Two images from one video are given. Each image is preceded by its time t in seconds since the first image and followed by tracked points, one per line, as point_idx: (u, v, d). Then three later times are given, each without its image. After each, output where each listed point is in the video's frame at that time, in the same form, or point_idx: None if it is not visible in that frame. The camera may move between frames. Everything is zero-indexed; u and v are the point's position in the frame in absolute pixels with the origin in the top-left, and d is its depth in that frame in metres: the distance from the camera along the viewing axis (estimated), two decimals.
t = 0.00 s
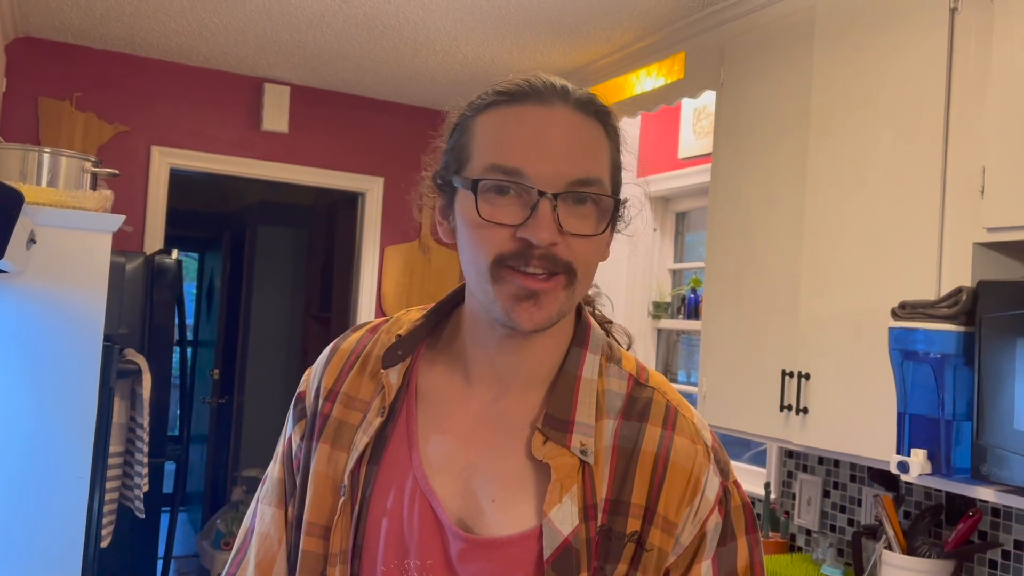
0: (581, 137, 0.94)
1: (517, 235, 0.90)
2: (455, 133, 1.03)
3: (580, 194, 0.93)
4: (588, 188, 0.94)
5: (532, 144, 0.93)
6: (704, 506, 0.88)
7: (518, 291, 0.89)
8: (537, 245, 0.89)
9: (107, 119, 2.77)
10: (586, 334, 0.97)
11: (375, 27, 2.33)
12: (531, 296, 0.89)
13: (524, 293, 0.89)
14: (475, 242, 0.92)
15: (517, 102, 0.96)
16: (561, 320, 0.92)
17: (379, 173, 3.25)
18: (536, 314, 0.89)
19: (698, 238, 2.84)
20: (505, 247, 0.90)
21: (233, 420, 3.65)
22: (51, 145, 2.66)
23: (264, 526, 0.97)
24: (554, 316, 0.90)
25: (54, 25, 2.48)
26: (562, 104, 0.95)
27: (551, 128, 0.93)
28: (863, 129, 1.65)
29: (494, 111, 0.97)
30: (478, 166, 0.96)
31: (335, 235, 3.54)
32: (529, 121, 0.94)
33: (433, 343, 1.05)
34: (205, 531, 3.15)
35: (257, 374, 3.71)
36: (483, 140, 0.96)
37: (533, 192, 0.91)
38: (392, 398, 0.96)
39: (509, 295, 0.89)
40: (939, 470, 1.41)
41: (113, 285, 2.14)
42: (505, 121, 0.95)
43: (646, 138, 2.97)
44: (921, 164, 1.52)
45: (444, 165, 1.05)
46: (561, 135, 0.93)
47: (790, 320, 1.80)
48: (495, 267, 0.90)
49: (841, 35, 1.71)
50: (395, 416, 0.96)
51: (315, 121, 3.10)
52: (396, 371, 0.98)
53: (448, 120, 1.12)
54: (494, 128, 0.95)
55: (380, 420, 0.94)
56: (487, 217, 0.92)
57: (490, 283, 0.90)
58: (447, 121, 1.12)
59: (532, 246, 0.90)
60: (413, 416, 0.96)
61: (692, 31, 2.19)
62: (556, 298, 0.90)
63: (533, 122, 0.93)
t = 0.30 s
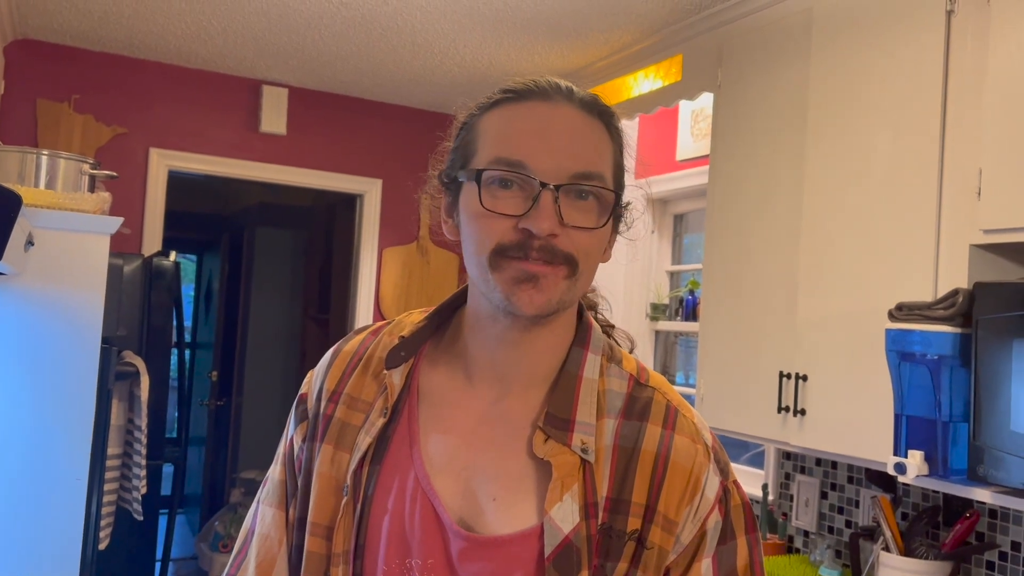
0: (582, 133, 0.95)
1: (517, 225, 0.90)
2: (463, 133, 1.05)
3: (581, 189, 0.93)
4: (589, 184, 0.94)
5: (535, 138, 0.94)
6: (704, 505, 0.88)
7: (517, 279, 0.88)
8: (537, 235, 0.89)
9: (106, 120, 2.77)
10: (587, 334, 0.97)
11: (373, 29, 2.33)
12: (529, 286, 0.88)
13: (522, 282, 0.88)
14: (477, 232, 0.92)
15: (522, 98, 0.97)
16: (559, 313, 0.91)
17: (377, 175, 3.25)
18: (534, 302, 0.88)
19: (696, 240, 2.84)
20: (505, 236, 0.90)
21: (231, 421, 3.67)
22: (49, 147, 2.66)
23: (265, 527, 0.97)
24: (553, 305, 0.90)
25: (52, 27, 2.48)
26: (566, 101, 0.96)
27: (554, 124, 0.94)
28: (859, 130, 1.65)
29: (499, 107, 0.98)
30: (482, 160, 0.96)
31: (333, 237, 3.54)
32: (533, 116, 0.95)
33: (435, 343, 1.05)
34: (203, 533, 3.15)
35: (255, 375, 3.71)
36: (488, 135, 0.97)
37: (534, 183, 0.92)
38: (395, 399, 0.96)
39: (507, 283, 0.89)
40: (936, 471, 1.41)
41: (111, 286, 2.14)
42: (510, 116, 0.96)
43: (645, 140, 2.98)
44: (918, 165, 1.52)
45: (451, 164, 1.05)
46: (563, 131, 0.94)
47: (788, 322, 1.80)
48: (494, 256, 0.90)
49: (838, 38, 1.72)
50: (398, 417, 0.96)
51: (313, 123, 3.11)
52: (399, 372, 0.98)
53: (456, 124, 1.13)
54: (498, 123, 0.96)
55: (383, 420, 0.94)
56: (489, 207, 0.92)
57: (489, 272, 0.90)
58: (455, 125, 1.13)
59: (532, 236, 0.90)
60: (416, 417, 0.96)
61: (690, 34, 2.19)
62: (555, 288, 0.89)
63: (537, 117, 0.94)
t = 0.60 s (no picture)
0: (584, 136, 0.95)
1: (520, 229, 0.90)
2: (464, 137, 1.05)
3: (584, 192, 0.93)
4: (592, 187, 0.94)
5: (536, 141, 0.94)
6: (707, 507, 0.88)
7: (520, 283, 0.88)
8: (540, 238, 0.90)
9: (105, 122, 2.77)
10: (589, 337, 0.97)
11: (371, 31, 2.33)
12: (531, 290, 0.88)
13: (525, 286, 0.88)
14: (479, 236, 0.92)
15: (523, 102, 0.97)
16: (562, 316, 0.92)
17: (376, 176, 3.25)
18: (539, 303, 0.89)
19: (694, 241, 2.84)
20: (508, 240, 0.90)
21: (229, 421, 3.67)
22: (48, 149, 2.66)
23: (266, 529, 0.97)
24: (556, 308, 0.90)
25: (51, 29, 2.48)
26: (567, 105, 0.96)
27: (556, 127, 0.94)
28: (858, 132, 1.65)
29: (500, 112, 0.98)
30: (484, 164, 0.96)
31: (332, 239, 3.54)
32: (534, 120, 0.95)
33: (437, 345, 1.05)
34: (202, 535, 3.14)
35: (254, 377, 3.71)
36: (489, 140, 0.97)
37: (537, 187, 0.92)
38: (398, 401, 0.96)
39: (511, 287, 0.89)
40: (936, 472, 1.42)
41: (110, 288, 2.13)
42: (511, 121, 0.96)
43: (644, 142, 2.99)
44: (917, 167, 1.52)
45: (452, 168, 1.06)
46: (565, 134, 0.94)
47: (787, 324, 1.80)
48: (497, 260, 0.90)
49: (837, 40, 1.72)
50: (401, 419, 0.96)
51: (312, 124, 3.11)
52: (402, 374, 0.98)
53: (457, 126, 1.13)
54: (500, 127, 0.97)
55: (385, 423, 0.94)
56: (491, 211, 0.92)
57: (492, 276, 0.90)
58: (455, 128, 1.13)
59: (535, 239, 0.90)
60: (419, 419, 0.96)
61: (688, 35, 2.20)
62: (558, 292, 0.89)
63: (538, 122, 0.95)
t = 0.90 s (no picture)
0: (586, 139, 0.95)
1: (524, 233, 0.91)
2: (466, 138, 1.05)
3: (586, 195, 0.93)
4: (596, 190, 0.94)
5: (539, 144, 0.94)
6: (710, 508, 0.88)
7: (522, 289, 0.89)
8: (543, 242, 0.90)
9: (105, 123, 2.77)
10: (593, 338, 0.97)
11: (371, 32, 2.33)
12: (535, 294, 0.89)
13: (528, 289, 0.89)
14: (482, 240, 0.93)
15: (525, 105, 0.97)
16: (565, 320, 0.92)
17: (375, 177, 3.25)
18: (541, 308, 0.89)
19: (694, 243, 2.85)
20: (511, 244, 0.91)
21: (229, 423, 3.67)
22: (48, 150, 2.66)
23: (269, 530, 0.97)
24: (559, 312, 0.90)
25: (51, 30, 2.48)
26: (569, 107, 0.96)
27: (558, 130, 0.94)
28: (858, 133, 1.66)
29: (503, 114, 0.98)
30: (487, 166, 0.96)
31: (331, 240, 3.54)
32: (537, 123, 0.95)
33: (441, 347, 1.05)
34: (201, 537, 3.14)
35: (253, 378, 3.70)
36: (492, 142, 0.97)
37: (540, 190, 0.92)
38: (401, 403, 0.96)
39: (513, 293, 0.89)
40: (935, 473, 1.42)
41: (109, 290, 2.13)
42: (514, 123, 0.96)
43: (643, 143, 2.99)
44: (916, 169, 1.53)
45: (455, 170, 1.06)
46: (567, 136, 0.94)
47: (787, 325, 1.80)
48: (500, 264, 0.90)
49: (836, 41, 1.73)
50: (404, 421, 0.96)
51: (312, 126, 3.11)
52: (405, 376, 0.98)
53: (460, 128, 1.13)
54: (502, 130, 0.97)
55: (389, 425, 0.94)
56: (494, 215, 0.93)
57: (495, 280, 0.90)
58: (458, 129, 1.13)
59: (538, 243, 0.90)
60: (421, 421, 0.96)
61: (688, 37, 2.20)
62: (560, 297, 0.90)
63: (541, 125, 0.95)
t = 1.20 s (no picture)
0: (582, 137, 0.95)
1: (525, 230, 0.91)
2: (461, 143, 1.05)
3: (584, 187, 0.93)
4: (592, 182, 0.94)
5: (534, 140, 0.94)
6: (716, 505, 0.88)
7: (528, 286, 0.89)
8: (544, 237, 0.90)
9: (104, 124, 2.77)
10: (597, 337, 0.97)
11: (371, 34, 2.34)
12: (540, 291, 0.89)
13: (532, 286, 0.89)
14: (483, 241, 0.93)
15: (517, 103, 0.98)
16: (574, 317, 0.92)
17: (375, 178, 3.25)
18: (547, 305, 0.89)
19: (693, 244, 2.85)
20: (514, 242, 0.91)
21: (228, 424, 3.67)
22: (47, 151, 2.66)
23: (270, 529, 0.97)
24: (565, 308, 0.90)
25: (51, 31, 2.48)
26: (560, 103, 0.97)
27: (551, 125, 0.94)
28: (858, 135, 1.66)
29: (495, 115, 0.98)
30: (484, 167, 0.97)
31: (331, 242, 3.54)
32: (530, 120, 0.95)
33: (443, 347, 1.05)
34: (201, 538, 3.14)
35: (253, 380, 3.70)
36: (486, 144, 0.97)
37: (537, 186, 0.92)
38: (404, 402, 0.96)
39: (520, 291, 0.89)
40: (936, 474, 1.42)
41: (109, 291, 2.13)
42: (507, 122, 0.96)
43: (643, 145, 3.00)
44: (916, 170, 1.53)
45: (451, 176, 1.06)
46: (561, 131, 0.95)
47: (787, 325, 1.80)
48: (504, 263, 0.90)
49: (836, 43, 1.73)
50: (407, 420, 0.96)
51: (311, 127, 3.11)
52: (409, 375, 0.98)
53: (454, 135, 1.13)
54: (496, 130, 0.97)
55: (392, 423, 0.94)
56: (494, 214, 0.93)
57: (500, 280, 0.90)
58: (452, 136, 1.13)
59: (540, 239, 0.90)
60: (424, 420, 0.96)
61: (688, 38, 2.20)
62: (566, 292, 0.90)
63: (534, 121, 0.95)
